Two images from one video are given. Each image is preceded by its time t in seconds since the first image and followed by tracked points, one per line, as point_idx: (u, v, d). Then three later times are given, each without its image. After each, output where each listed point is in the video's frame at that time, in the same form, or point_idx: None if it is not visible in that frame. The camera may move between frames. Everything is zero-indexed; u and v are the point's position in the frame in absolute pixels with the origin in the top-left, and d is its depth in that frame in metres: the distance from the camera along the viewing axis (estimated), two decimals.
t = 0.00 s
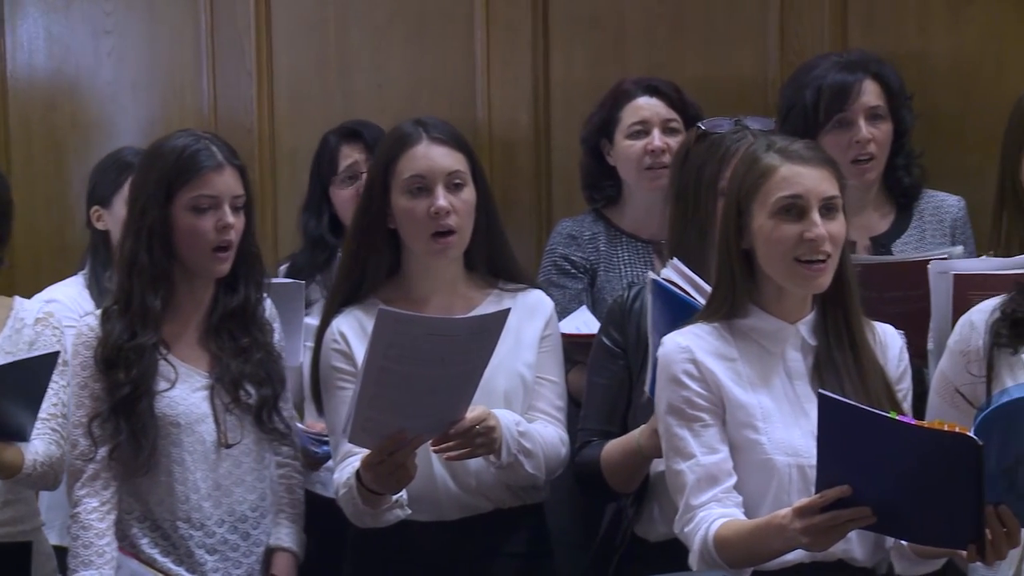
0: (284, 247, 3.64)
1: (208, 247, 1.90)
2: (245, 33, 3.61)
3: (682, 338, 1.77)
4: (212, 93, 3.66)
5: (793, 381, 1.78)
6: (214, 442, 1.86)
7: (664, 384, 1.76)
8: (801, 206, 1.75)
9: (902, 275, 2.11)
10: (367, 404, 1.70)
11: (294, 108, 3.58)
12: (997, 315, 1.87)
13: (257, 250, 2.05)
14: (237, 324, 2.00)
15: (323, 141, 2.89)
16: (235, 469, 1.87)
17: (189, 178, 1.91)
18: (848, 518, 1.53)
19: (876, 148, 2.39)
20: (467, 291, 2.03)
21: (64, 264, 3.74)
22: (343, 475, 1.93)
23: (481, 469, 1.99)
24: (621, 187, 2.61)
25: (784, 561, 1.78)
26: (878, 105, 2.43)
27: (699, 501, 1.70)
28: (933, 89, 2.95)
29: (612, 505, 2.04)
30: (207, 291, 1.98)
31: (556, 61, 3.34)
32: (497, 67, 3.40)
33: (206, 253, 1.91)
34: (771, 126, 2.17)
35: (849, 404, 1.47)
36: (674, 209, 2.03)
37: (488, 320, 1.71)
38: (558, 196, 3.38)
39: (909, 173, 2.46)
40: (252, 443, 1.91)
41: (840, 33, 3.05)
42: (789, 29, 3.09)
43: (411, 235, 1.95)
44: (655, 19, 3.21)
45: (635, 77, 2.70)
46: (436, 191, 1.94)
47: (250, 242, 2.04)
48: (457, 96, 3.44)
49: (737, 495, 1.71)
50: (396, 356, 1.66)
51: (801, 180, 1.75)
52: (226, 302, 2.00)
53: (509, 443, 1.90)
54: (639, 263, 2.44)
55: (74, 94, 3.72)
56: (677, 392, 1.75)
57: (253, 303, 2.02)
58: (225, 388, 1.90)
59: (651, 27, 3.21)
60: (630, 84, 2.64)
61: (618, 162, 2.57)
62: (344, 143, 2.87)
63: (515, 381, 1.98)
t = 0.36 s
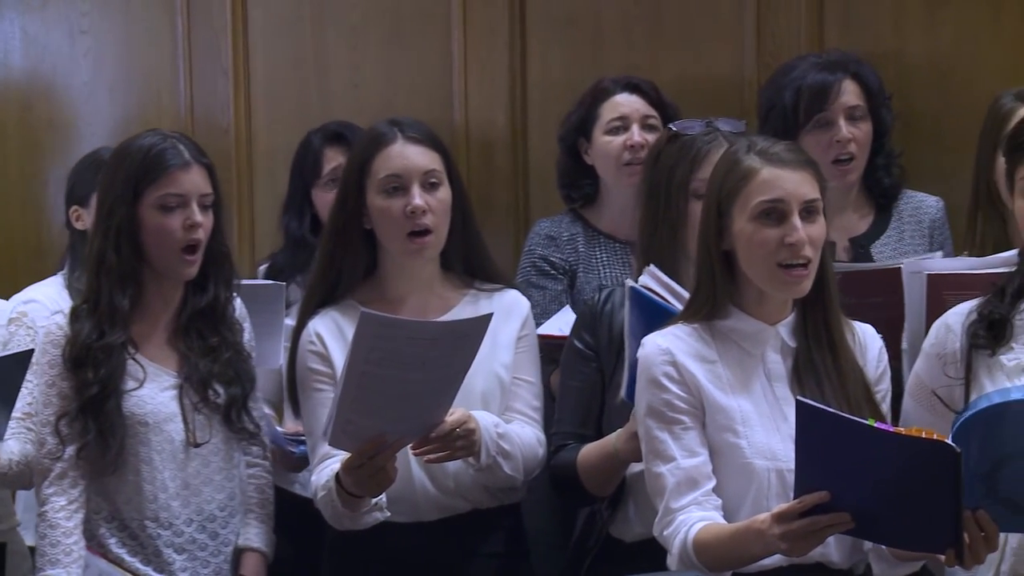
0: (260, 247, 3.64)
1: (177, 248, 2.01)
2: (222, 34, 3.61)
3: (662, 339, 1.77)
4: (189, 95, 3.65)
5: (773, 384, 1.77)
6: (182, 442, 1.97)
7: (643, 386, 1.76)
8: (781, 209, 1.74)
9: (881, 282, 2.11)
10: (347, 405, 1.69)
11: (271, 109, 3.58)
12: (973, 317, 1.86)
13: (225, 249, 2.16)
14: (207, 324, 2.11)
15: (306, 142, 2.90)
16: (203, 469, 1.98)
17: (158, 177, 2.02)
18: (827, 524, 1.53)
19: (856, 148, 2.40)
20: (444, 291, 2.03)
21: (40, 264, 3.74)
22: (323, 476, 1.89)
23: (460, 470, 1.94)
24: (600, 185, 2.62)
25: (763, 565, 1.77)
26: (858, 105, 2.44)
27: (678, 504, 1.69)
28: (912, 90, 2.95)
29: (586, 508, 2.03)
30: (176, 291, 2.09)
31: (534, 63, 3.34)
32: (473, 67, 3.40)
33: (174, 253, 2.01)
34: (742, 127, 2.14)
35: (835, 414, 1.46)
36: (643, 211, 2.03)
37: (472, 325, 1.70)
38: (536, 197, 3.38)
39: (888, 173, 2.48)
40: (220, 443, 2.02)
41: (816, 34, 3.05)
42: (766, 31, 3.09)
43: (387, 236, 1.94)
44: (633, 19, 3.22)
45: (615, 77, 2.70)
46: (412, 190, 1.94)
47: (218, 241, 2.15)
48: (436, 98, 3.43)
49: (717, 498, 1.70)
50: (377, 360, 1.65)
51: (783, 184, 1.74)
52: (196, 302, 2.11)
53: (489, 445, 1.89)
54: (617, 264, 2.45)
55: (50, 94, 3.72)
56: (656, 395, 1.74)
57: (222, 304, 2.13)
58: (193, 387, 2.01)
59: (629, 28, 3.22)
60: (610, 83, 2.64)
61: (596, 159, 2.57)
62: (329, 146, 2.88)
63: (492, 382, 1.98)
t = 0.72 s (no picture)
0: (240, 247, 3.65)
1: (151, 247, 2.05)
2: (202, 33, 3.61)
3: (646, 339, 1.77)
4: (169, 96, 3.66)
5: (756, 384, 1.78)
6: (156, 441, 2.00)
7: (628, 385, 1.75)
8: (768, 215, 1.74)
9: (863, 284, 2.14)
10: (334, 406, 1.67)
11: (252, 110, 3.59)
12: (951, 319, 1.85)
13: (200, 249, 2.19)
14: (182, 324, 2.15)
15: (283, 141, 2.94)
16: (177, 469, 2.02)
17: (130, 177, 2.05)
18: (813, 525, 1.53)
19: (835, 150, 2.48)
20: (422, 291, 2.03)
21: (19, 265, 3.74)
22: (303, 478, 1.86)
23: (440, 470, 1.93)
24: (580, 185, 2.66)
25: (745, 566, 1.76)
26: (838, 106, 2.53)
27: (662, 504, 1.69)
28: (891, 89, 2.95)
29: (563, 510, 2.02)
30: (150, 291, 2.12)
31: (513, 62, 3.34)
32: (454, 67, 3.40)
33: (148, 253, 2.05)
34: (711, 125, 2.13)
35: (814, 411, 1.46)
36: (615, 211, 2.05)
37: (458, 326, 1.69)
38: (517, 197, 3.38)
39: (869, 173, 2.57)
40: (194, 442, 2.06)
41: (795, 33, 3.04)
42: (745, 33, 3.09)
43: (366, 237, 1.95)
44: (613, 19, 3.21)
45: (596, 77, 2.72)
46: (390, 190, 1.94)
47: (193, 241, 2.19)
48: (415, 98, 3.43)
49: (700, 498, 1.70)
50: (366, 359, 1.63)
51: (770, 190, 1.74)
52: (171, 301, 2.15)
53: (470, 447, 1.88)
54: (597, 265, 2.51)
55: (28, 94, 3.73)
56: (641, 394, 1.74)
57: (197, 303, 2.17)
58: (167, 387, 2.05)
59: (609, 28, 3.21)
60: (591, 82, 2.65)
61: (578, 158, 2.60)
62: (306, 147, 2.92)
63: (472, 382, 1.97)
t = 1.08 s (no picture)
0: (223, 246, 3.66)
1: (133, 247, 2.06)
2: (184, 33, 3.62)
3: (631, 338, 1.78)
4: (151, 96, 3.68)
5: (739, 385, 1.79)
6: (140, 442, 2.01)
7: (612, 383, 1.76)
8: (751, 219, 1.74)
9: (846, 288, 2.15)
10: (317, 408, 1.67)
11: (234, 110, 3.60)
12: (932, 322, 1.87)
13: (183, 250, 2.20)
14: (165, 324, 2.15)
15: (258, 143, 2.94)
16: (161, 469, 2.03)
17: (112, 176, 2.06)
18: (794, 521, 1.53)
19: (817, 148, 2.51)
20: (403, 290, 2.04)
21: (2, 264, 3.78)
22: (286, 480, 1.86)
23: (422, 472, 1.93)
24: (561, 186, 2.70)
25: (726, 565, 1.75)
26: (821, 105, 2.56)
27: (645, 501, 1.70)
28: (870, 91, 2.97)
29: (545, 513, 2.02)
30: (133, 290, 2.13)
31: (496, 63, 3.34)
32: (438, 68, 3.40)
33: (130, 252, 2.06)
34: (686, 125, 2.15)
35: (791, 403, 1.48)
36: (593, 214, 2.07)
37: (440, 327, 1.70)
38: (500, 198, 3.39)
39: (852, 175, 2.57)
40: (177, 443, 2.07)
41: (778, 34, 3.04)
42: (728, 32, 3.09)
43: (348, 239, 1.96)
44: (596, 20, 3.21)
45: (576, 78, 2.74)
46: (372, 190, 1.96)
47: (176, 242, 2.19)
48: (397, 98, 3.43)
49: (682, 496, 1.71)
50: (349, 360, 1.63)
51: (754, 194, 1.75)
52: (154, 301, 2.15)
53: (452, 448, 1.89)
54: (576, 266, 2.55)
55: (13, 93, 3.78)
56: (625, 392, 1.75)
57: (180, 303, 2.17)
58: (151, 387, 2.05)
59: (592, 30, 3.21)
60: (572, 84, 2.68)
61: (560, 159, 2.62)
62: (281, 145, 2.92)
63: (454, 384, 1.98)
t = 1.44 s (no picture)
0: (207, 245, 3.69)
1: (119, 245, 2.06)
2: (168, 31, 3.63)
3: (615, 335, 1.78)
4: (136, 94, 3.68)
5: (722, 384, 1.79)
6: (127, 440, 2.01)
7: (596, 380, 1.76)
8: (729, 213, 1.75)
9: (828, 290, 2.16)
10: (299, 411, 1.66)
11: (219, 109, 3.62)
12: (916, 318, 1.86)
13: (170, 249, 2.20)
14: (153, 322, 2.15)
15: (237, 142, 3.02)
16: (149, 468, 2.03)
17: (97, 174, 2.05)
18: (774, 514, 1.53)
19: (800, 144, 2.59)
20: (385, 290, 2.05)
21: None
22: (269, 481, 1.86)
23: (405, 473, 1.94)
24: (543, 185, 2.77)
25: (708, 563, 1.75)
26: (803, 101, 2.63)
27: (626, 498, 1.69)
28: (856, 90, 2.96)
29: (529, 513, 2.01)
30: (120, 290, 2.13)
31: (482, 63, 3.34)
32: (424, 68, 3.40)
33: (116, 251, 2.06)
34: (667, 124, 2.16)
35: (774, 395, 1.47)
36: (575, 214, 2.07)
37: (423, 327, 1.70)
38: (485, 197, 3.39)
39: (833, 174, 2.65)
40: (166, 440, 2.07)
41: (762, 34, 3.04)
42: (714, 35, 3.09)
43: (330, 237, 1.96)
44: (582, 21, 3.21)
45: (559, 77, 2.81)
46: (353, 190, 1.96)
47: (163, 240, 2.18)
48: (383, 97, 3.44)
49: (664, 493, 1.71)
50: (329, 363, 1.63)
51: (729, 187, 1.75)
52: (142, 299, 2.15)
53: (435, 450, 1.89)
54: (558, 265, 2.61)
55: None
56: (608, 389, 1.75)
57: (168, 300, 2.17)
58: (138, 386, 2.05)
59: (578, 30, 3.21)
60: (553, 83, 2.76)
61: (542, 159, 2.70)
62: (259, 141, 3.01)
63: (437, 385, 1.98)
